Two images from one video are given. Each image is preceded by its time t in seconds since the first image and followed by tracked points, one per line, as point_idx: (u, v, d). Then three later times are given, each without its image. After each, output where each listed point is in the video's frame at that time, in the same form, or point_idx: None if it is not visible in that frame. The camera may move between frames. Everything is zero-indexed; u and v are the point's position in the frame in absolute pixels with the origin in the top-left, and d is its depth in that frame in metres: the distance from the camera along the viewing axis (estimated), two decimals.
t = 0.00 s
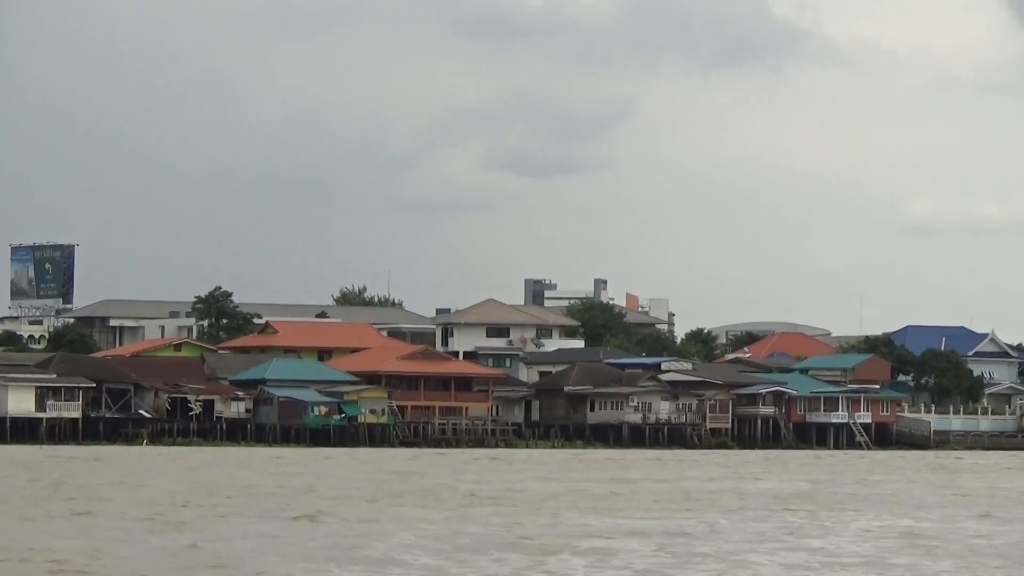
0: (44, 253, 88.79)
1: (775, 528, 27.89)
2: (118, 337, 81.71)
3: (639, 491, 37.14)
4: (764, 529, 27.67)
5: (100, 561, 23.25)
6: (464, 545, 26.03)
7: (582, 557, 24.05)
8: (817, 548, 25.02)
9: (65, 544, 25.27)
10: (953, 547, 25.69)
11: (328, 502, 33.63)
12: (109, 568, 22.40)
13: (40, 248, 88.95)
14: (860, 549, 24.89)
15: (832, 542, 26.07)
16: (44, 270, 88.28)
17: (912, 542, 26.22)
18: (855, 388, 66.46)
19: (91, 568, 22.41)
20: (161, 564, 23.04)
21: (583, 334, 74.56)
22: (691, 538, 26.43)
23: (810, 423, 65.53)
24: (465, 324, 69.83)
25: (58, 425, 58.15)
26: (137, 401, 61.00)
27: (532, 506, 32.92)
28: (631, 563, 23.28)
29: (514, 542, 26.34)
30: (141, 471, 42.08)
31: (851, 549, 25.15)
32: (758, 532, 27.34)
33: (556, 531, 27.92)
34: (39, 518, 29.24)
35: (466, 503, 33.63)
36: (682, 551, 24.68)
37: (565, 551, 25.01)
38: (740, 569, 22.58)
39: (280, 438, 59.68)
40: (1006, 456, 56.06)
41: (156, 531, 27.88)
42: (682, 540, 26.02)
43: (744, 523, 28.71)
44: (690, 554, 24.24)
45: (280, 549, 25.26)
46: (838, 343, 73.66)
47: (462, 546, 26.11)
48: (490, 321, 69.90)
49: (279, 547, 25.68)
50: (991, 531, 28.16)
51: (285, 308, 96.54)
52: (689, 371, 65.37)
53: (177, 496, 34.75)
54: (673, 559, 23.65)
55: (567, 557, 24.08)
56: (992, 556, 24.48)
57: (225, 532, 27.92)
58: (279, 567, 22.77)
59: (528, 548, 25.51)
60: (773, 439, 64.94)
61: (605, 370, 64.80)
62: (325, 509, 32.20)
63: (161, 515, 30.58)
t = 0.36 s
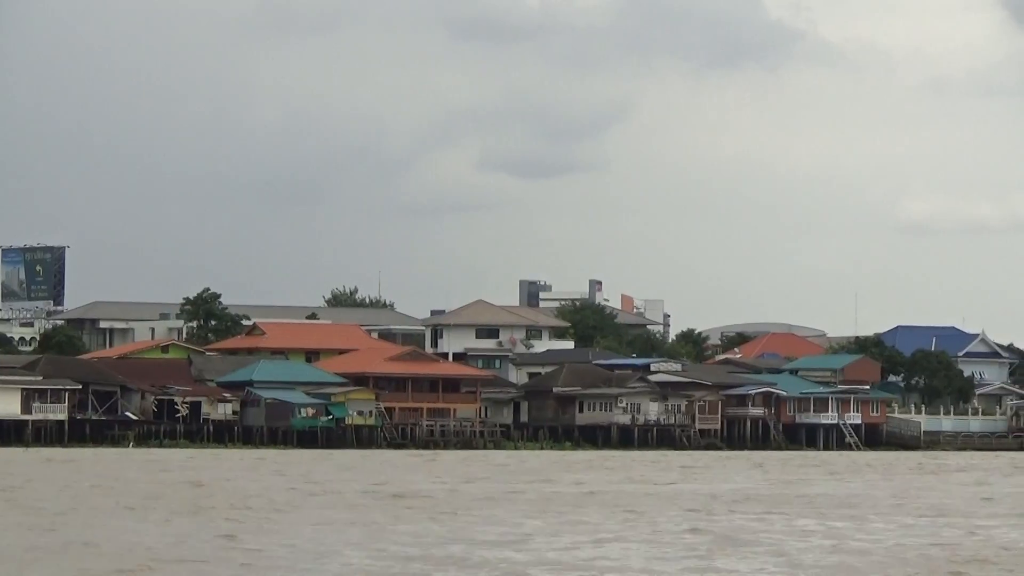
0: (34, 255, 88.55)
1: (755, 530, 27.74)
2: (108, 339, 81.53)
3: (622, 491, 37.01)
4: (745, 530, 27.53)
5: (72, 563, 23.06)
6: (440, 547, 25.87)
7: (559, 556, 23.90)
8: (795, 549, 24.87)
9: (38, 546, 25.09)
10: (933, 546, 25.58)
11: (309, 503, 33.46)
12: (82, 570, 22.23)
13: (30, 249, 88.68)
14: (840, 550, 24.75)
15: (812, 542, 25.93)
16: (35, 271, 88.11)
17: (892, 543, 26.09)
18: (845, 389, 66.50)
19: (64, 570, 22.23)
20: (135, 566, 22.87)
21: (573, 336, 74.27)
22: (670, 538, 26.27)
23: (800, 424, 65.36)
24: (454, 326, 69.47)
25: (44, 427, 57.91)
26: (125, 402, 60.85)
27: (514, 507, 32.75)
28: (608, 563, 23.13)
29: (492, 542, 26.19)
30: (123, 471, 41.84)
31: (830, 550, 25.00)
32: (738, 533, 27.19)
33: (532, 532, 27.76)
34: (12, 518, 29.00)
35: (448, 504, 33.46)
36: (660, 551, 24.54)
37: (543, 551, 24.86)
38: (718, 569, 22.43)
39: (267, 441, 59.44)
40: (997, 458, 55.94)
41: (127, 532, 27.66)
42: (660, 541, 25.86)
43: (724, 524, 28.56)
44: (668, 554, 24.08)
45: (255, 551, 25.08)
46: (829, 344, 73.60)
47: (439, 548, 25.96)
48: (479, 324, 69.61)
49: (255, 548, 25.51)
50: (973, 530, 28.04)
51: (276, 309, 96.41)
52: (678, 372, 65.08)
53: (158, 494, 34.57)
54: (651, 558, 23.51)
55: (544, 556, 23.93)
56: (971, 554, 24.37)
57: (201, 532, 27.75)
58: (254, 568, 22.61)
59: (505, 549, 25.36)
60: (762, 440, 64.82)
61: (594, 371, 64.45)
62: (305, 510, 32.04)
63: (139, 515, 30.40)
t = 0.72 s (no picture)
0: (15, 258, 88.24)
1: (721, 533, 27.57)
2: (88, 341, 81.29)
3: (590, 492, 36.90)
4: (711, 534, 27.36)
5: (29, 563, 22.83)
6: (403, 547, 25.67)
7: (522, 558, 23.74)
8: (760, 553, 24.71)
9: None
10: (899, 549, 25.43)
11: (277, 504, 33.21)
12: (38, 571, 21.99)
13: (11, 252, 88.38)
14: (799, 552, 24.65)
15: (777, 546, 25.78)
16: (15, 274, 87.88)
17: (858, 545, 25.95)
18: (824, 389, 66.32)
19: (21, 572, 22.03)
20: (91, 565, 22.63)
21: (552, 337, 74.01)
22: (634, 542, 26.08)
23: (779, 424, 65.33)
24: (433, 327, 69.19)
25: (19, 430, 57.60)
26: (99, 404, 60.35)
27: (483, 508, 32.56)
28: (569, 568, 22.94)
29: (456, 543, 26.00)
30: (93, 471, 41.62)
31: (795, 554, 24.86)
32: (704, 537, 27.03)
33: (493, 533, 27.63)
34: None
35: (418, 506, 33.26)
36: (624, 555, 24.36)
37: (506, 553, 24.68)
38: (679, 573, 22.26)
39: (243, 443, 59.40)
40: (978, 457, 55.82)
41: (87, 529, 27.45)
42: (620, 543, 25.73)
43: (691, 528, 28.39)
44: (630, 558, 23.90)
45: (216, 549, 24.88)
46: (808, 345, 73.58)
47: (403, 550, 25.76)
48: (458, 324, 69.37)
49: (216, 547, 25.29)
50: (940, 531, 27.91)
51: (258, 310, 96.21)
52: (656, 373, 64.83)
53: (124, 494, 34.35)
54: (613, 563, 23.32)
55: (506, 560, 23.74)
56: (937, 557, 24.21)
57: (163, 530, 27.51)
58: (211, 569, 22.41)
59: (468, 554, 25.18)
60: (741, 441, 64.61)
61: (572, 372, 64.11)
62: (272, 509, 31.82)
63: (102, 513, 30.22)
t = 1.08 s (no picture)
0: None
1: (679, 533, 27.39)
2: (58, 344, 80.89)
3: (549, 492, 36.72)
4: (669, 534, 27.17)
5: None
6: (357, 543, 25.44)
7: (476, 555, 23.53)
8: (717, 552, 24.52)
9: None
10: (857, 549, 25.28)
11: (236, 503, 32.95)
12: None
13: None
14: (747, 551, 24.51)
15: (735, 546, 25.60)
16: None
17: (817, 546, 25.78)
18: (795, 391, 66.08)
19: None
20: (39, 558, 22.36)
21: (523, 339, 73.75)
22: (591, 540, 25.88)
23: (749, 427, 65.23)
24: (403, 329, 68.98)
25: None
26: (66, 407, 60.28)
27: (442, 507, 32.34)
28: (523, 566, 22.73)
29: (411, 539, 25.77)
30: (52, 473, 41.28)
31: (752, 554, 24.67)
32: (662, 537, 26.84)
33: (446, 529, 27.43)
34: None
35: (378, 505, 33.03)
36: (580, 553, 24.15)
37: (461, 550, 24.48)
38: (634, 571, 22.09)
39: (210, 445, 59.01)
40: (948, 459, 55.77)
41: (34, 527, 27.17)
42: (570, 540, 25.56)
43: (650, 527, 28.19)
44: (586, 557, 23.70)
45: (169, 545, 24.64)
46: (780, 347, 73.46)
47: (355, 544, 25.57)
48: (428, 326, 69.12)
49: (169, 543, 25.03)
50: (900, 533, 27.76)
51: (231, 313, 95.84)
52: (626, 376, 64.78)
53: (79, 495, 34.06)
54: (567, 561, 23.16)
55: (459, 557, 23.53)
56: (894, 558, 24.07)
57: (116, 527, 27.23)
58: (156, 564, 22.17)
59: (421, 549, 24.99)
60: (712, 444, 64.35)
61: (542, 374, 63.92)
62: (230, 508, 31.56)
63: (54, 513, 29.94)
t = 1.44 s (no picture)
0: None
1: (630, 534, 27.15)
2: (26, 345, 80.47)
3: (506, 491, 36.57)
4: (620, 535, 26.92)
5: None
6: (301, 544, 25.14)
7: (419, 556, 23.36)
8: (665, 555, 24.28)
9: None
10: (807, 551, 25.05)
11: (189, 503, 32.63)
12: None
13: None
14: (690, 553, 24.40)
15: (683, 547, 25.36)
16: None
17: (766, 547, 25.56)
18: (763, 393, 66.09)
19: None
20: None
21: (492, 341, 73.62)
22: (541, 540, 25.66)
23: (717, 429, 65.10)
24: (372, 331, 68.60)
25: None
26: (30, 409, 59.85)
27: (396, 507, 32.05)
28: (467, 568, 22.45)
29: (358, 538, 25.49)
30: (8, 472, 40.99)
31: (698, 555, 24.53)
32: (613, 538, 26.58)
33: (393, 529, 27.27)
34: None
35: (332, 506, 32.73)
36: (527, 554, 23.88)
37: (402, 550, 24.34)
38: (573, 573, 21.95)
39: (175, 447, 58.60)
40: (914, 460, 55.66)
41: None
42: (515, 543, 25.42)
43: (601, 528, 27.96)
44: (530, 558, 23.53)
45: (110, 545, 24.43)
46: (749, 347, 73.24)
47: (297, 543, 25.39)
48: (396, 328, 68.98)
49: (112, 543, 24.71)
50: (852, 534, 27.57)
51: (202, 314, 95.46)
52: (594, 377, 64.61)
53: (29, 495, 33.79)
54: (507, 561, 23.02)
55: (402, 558, 23.25)
56: (842, 560, 23.85)
57: (60, 527, 27.00)
58: (91, 566, 21.97)
59: (363, 548, 24.83)
60: (679, 445, 64.20)
61: (509, 376, 63.74)
62: (181, 506, 31.25)
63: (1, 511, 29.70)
